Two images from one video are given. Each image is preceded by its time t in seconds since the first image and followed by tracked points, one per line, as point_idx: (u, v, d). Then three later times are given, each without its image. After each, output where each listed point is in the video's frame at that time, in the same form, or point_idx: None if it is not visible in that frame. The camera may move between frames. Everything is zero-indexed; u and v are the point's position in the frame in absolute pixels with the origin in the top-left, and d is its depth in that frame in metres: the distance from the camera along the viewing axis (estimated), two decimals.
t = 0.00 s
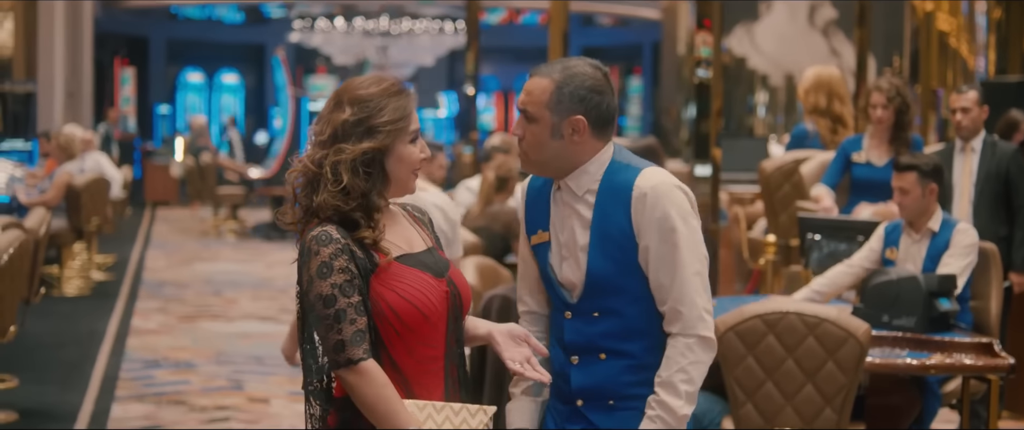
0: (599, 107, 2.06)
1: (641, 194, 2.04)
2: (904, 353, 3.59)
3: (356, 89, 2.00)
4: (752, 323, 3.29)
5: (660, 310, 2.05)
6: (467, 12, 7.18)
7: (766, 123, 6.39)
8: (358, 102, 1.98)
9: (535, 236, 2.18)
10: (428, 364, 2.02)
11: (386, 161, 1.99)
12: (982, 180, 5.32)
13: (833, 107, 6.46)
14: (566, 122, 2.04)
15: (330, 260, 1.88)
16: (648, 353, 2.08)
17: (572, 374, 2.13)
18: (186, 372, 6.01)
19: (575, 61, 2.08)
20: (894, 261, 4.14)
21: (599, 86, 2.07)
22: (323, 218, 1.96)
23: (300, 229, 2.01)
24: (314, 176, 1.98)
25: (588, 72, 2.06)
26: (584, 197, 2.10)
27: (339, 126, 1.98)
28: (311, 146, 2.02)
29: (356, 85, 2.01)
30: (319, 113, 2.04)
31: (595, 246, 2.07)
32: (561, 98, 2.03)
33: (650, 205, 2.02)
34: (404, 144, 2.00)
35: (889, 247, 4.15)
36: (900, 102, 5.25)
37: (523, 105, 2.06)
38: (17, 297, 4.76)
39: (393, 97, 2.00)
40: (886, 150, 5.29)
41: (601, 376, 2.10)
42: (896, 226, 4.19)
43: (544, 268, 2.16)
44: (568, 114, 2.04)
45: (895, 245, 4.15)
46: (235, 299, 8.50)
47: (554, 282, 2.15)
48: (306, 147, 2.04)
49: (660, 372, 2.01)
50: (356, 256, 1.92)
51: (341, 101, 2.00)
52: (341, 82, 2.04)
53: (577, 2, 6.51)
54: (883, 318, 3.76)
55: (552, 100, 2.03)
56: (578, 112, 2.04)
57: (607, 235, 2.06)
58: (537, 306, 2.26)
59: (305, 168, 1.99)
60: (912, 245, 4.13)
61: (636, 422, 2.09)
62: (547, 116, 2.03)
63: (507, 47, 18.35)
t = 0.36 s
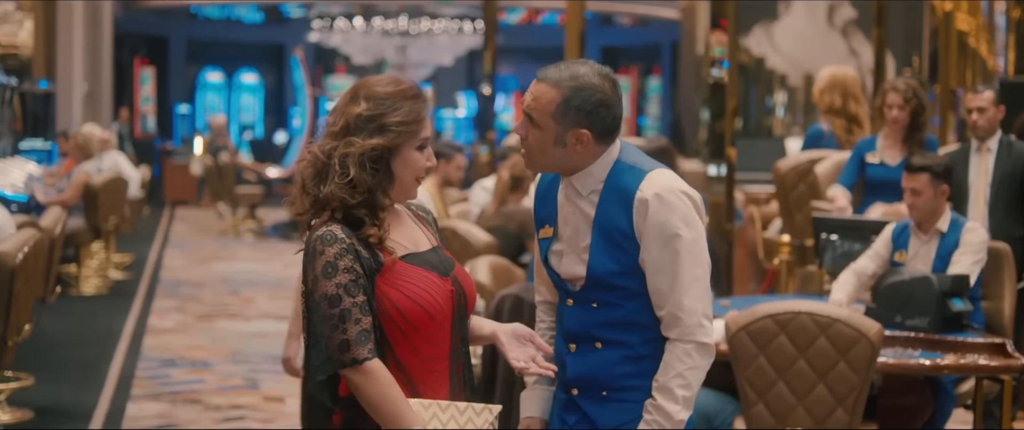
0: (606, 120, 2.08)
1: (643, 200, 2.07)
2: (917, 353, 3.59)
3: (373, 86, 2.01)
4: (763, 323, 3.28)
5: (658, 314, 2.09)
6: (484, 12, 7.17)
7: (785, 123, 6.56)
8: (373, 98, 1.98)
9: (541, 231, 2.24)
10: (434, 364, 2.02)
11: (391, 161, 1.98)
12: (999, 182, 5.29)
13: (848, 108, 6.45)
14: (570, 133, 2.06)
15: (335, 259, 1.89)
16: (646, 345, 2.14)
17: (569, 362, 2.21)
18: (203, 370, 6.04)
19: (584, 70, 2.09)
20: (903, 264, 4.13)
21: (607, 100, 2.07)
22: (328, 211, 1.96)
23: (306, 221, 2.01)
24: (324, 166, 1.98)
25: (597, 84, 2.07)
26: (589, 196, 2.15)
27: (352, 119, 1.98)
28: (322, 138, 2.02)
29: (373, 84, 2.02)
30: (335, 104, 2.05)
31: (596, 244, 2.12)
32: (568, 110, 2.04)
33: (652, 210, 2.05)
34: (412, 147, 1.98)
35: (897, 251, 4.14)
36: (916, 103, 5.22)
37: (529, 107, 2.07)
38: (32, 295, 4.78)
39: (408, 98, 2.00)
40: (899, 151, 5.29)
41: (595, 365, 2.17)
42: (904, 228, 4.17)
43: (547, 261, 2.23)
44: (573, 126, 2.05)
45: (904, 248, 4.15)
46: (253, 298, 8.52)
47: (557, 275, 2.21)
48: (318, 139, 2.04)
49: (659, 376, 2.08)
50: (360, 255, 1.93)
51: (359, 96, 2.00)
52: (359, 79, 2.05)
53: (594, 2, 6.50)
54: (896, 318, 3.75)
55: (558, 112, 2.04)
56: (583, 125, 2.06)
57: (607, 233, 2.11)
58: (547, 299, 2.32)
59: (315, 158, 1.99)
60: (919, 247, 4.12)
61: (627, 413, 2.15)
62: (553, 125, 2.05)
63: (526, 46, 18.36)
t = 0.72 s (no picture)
0: (604, 122, 2.10)
1: (643, 206, 2.08)
2: (926, 355, 3.57)
3: (373, 87, 2.02)
4: (771, 324, 3.29)
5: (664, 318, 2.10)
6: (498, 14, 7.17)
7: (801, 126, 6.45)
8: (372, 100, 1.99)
9: (540, 241, 2.25)
10: (431, 364, 2.03)
11: (388, 164, 1.98)
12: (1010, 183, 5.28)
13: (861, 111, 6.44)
14: (569, 135, 2.08)
15: (332, 260, 1.90)
16: (652, 348, 2.14)
17: (575, 367, 2.21)
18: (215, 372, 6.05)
19: (582, 73, 2.11)
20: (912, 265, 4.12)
21: (605, 101, 2.10)
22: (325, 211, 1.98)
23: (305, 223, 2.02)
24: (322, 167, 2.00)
25: (594, 85, 2.10)
26: (587, 203, 2.15)
27: (350, 121, 1.99)
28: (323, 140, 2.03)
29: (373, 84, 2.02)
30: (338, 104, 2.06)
31: (599, 252, 2.13)
32: (566, 112, 2.06)
33: (653, 216, 2.06)
34: (408, 154, 1.98)
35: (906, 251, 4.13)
36: (926, 106, 5.21)
37: (527, 111, 2.09)
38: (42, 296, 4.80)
39: (407, 100, 2.00)
40: (909, 152, 5.28)
41: (602, 369, 2.17)
42: (913, 229, 4.16)
43: (546, 270, 2.24)
44: (572, 127, 2.08)
45: (913, 249, 4.14)
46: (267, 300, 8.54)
47: (558, 284, 2.22)
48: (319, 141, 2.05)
49: (672, 380, 2.09)
50: (357, 256, 1.93)
51: (357, 98, 2.01)
52: (361, 80, 2.05)
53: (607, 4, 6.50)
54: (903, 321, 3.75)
55: (557, 114, 2.07)
56: (582, 126, 2.08)
57: (609, 240, 2.12)
58: (548, 306, 2.32)
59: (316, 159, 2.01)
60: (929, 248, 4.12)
61: (637, 415, 2.15)
62: (552, 129, 2.07)
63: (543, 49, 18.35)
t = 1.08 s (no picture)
0: (594, 118, 2.11)
1: (633, 204, 2.08)
2: (927, 355, 3.57)
3: (356, 86, 2.02)
4: (772, 323, 3.28)
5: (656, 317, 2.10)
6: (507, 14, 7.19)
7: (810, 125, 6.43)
8: (357, 100, 2.00)
9: (531, 241, 2.25)
10: (425, 362, 2.03)
11: (382, 159, 1.99)
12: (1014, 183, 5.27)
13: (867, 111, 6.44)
14: (560, 131, 2.08)
15: (327, 258, 1.90)
16: (645, 347, 2.14)
17: (571, 367, 2.21)
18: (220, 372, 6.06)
19: (572, 70, 2.12)
20: (918, 263, 4.13)
21: (595, 98, 2.11)
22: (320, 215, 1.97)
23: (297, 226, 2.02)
24: (313, 172, 2.00)
25: (586, 82, 2.11)
26: (577, 202, 2.15)
27: (337, 123, 2.00)
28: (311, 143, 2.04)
29: (355, 83, 2.02)
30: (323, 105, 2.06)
31: (589, 250, 2.13)
32: (557, 107, 2.07)
33: (643, 213, 2.06)
34: (402, 145, 2.00)
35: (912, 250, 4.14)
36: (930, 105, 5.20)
37: (518, 109, 2.10)
38: (46, 296, 4.82)
39: (392, 95, 2.01)
40: (912, 151, 5.29)
41: (596, 370, 2.16)
42: (923, 228, 4.17)
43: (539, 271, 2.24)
44: (563, 123, 2.08)
45: (920, 248, 4.14)
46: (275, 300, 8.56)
47: (551, 285, 2.22)
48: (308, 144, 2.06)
49: (666, 378, 2.08)
50: (353, 254, 1.94)
51: (341, 98, 2.02)
52: (343, 81, 2.05)
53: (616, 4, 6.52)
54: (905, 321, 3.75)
55: (548, 108, 2.07)
56: (573, 122, 2.09)
57: (599, 241, 2.12)
58: (542, 306, 2.32)
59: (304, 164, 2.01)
60: (935, 248, 4.12)
61: (632, 415, 2.15)
62: (543, 124, 2.08)
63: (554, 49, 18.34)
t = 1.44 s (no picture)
0: (587, 114, 2.10)
1: (624, 200, 2.08)
2: (929, 352, 3.57)
3: (348, 79, 2.01)
4: (773, 321, 3.28)
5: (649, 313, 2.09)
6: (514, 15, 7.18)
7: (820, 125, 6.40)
8: (349, 92, 1.99)
9: (524, 239, 2.25)
10: (429, 358, 2.03)
11: (383, 146, 1.99)
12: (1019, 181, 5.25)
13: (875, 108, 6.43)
14: (554, 126, 2.08)
15: (341, 252, 1.90)
16: (639, 345, 2.13)
17: (565, 366, 2.20)
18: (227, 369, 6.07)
19: (567, 65, 2.12)
20: (925, 259, 4.13)
21: (589, 93, 2.11)
22: (328, 208, 1.98)
23: (303, 224, 2.03)
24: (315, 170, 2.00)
25: (580, 77, 2.11)
26: (569, 198, 2.15)
27: (332, 118, 2.00)
28: (312, 141, 2.04)
29: (347, 76, 2.02)
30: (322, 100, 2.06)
31: (581, 247, 2.12)
32: (552, 102, 2.07)
33: (634, 209, 2.05)
34: (400, 129, 1.99)
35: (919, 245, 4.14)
36: (935, 103, 5.18)
37: (513, 103, 2.10)
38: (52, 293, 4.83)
39: (386, 81, 2.00)
40: (916, 148, 5.28)
41: (590, 367, 2.15)
42: (931, 224, 4.16)
43: (533, 269, 2.23)
44: (558, 118, 2.08)
45: (927, 243, 4.13)
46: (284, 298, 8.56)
47: (544, 282, 2.21)
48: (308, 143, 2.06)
49: (659, 375, 2.07)
50: (367, 249, 1.94)
51: (334, 94, 2.02)
52: (336, 78, 2.05)
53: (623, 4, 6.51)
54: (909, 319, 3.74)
55: (543, 103, 2.07)
56: (567, 116, 2.08)
57: (592, 238, 2.11)
58: (537, 304, 2.32)
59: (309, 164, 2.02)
60: (943, 244, 4.11)
61: (626, 413, 2.14)
62: (537, 117, 2.07)
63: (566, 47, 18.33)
